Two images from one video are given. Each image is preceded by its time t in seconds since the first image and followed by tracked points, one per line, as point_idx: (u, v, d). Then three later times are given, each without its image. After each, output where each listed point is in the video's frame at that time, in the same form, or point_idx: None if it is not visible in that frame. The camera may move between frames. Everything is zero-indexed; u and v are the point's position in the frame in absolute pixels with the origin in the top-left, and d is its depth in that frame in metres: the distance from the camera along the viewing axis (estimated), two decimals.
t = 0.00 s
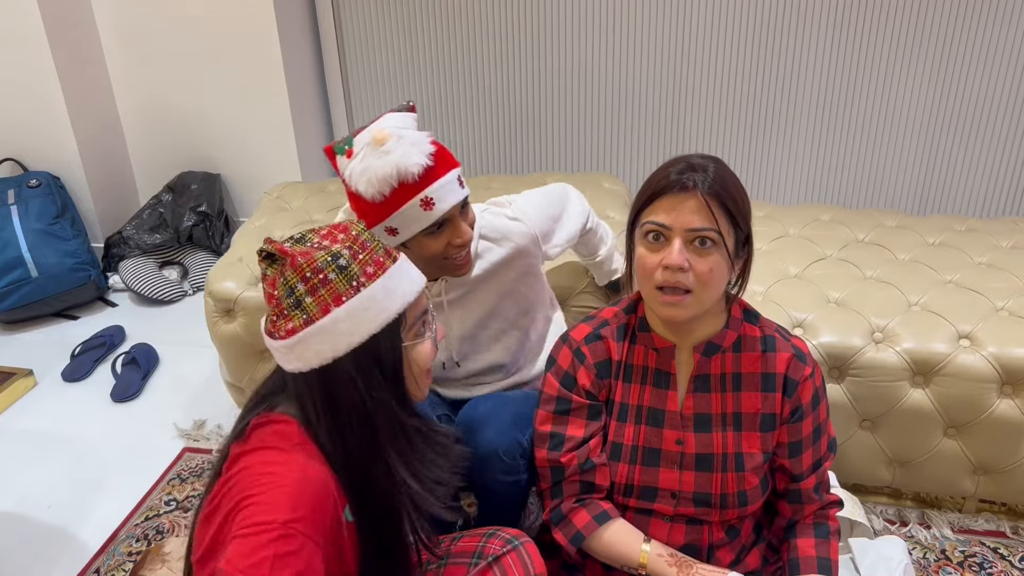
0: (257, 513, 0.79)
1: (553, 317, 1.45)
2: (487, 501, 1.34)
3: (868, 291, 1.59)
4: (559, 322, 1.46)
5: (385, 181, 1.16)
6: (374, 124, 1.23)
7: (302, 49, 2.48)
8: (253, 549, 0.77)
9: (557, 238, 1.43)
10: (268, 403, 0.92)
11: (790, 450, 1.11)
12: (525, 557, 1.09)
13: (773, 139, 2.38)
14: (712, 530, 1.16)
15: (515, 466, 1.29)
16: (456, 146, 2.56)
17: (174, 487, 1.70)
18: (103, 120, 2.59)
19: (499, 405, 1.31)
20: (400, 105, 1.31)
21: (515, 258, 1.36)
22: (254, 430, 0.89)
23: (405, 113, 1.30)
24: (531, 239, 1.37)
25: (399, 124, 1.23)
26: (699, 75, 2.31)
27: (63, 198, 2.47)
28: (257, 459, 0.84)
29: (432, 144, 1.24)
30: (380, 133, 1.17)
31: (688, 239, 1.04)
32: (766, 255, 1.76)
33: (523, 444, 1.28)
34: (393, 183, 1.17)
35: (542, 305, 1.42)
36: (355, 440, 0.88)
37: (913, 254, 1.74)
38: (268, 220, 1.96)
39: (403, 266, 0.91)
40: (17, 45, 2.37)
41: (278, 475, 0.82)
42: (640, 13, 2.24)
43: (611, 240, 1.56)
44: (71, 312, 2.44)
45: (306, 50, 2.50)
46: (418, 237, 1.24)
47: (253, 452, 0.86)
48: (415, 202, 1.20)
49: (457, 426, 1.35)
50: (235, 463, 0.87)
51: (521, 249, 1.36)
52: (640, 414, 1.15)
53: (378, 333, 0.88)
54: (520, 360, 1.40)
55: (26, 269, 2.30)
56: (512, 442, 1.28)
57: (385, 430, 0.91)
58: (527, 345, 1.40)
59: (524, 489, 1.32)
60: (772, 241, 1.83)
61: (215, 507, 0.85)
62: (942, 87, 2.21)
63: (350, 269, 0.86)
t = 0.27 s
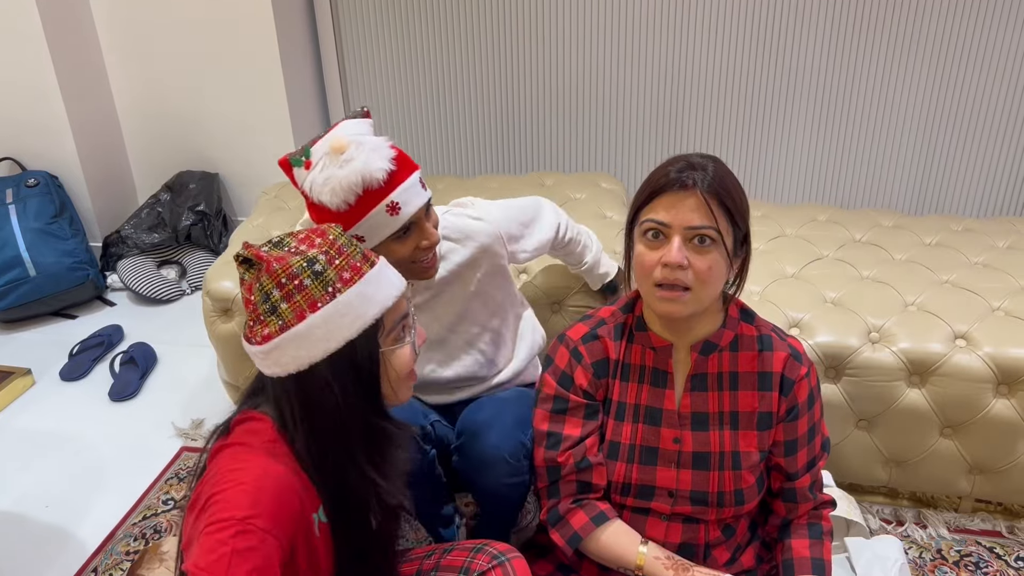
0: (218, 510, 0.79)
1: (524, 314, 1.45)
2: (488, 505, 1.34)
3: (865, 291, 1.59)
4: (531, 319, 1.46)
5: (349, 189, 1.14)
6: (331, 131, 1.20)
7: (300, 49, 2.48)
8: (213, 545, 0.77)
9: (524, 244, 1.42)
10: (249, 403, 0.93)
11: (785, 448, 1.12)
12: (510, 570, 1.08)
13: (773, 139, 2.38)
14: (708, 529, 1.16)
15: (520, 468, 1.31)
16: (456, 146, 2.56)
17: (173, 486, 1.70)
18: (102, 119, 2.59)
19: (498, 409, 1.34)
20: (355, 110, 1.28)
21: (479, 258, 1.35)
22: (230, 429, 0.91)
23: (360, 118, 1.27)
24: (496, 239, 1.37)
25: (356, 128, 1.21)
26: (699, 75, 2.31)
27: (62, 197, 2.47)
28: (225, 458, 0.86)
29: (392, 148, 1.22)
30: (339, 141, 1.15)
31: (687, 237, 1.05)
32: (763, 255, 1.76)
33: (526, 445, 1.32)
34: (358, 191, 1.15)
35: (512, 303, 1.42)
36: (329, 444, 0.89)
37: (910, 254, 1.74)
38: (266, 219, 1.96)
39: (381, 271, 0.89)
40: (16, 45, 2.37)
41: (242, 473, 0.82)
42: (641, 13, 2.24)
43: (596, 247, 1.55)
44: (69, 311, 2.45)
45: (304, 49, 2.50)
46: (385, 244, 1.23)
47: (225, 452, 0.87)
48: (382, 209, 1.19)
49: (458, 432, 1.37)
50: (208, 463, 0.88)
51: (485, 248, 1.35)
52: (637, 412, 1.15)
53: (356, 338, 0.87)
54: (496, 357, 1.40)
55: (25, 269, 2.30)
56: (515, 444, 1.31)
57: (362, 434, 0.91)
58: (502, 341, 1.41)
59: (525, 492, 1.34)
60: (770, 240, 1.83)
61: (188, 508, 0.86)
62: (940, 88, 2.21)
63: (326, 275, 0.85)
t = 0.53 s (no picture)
0: (223, 511, 0.79)
1: (508, 309, 1.47)
2: (497, 499, 1.33)
3: (864, 291, 1.59)
4: (515, 312, 1.48)
5: (336, 196, 1.15)
6: (314, 140, 1.22)
7: (300, 48, 2.48)
8: (216, 547, 0.76)
9: (506, 245, 1.43)
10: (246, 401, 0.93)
11: (785, 448, 1.12)
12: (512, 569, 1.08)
13: (773, 139, 2.38)
14: (708, 528, 1.16)
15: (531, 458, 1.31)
16: (456, 145, 2.56)
17: (173, 485, 1.71)
18: (101, 117, 2.59)
19: (506, 402, 1.35)
20: (337, 115, 1.29)
21: (462, 254, 1.36)
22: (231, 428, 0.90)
23: (343, 124, 1.28)
24: (477, 233, 1.38)
25: (340, 135, 1.22)
26: (700, 74, 2.31)
27: (61, 196, 2.47)
28: (227, 458, 0.85)
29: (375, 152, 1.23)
30: (323, 150, 1.16)
31: (679, 240, 1.05)
32: (763, 254, 1.76)
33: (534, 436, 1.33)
34: (346, 197, 1.16)
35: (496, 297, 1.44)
36: (322, 444, 0.89)
37: (909, 254, 1.74)
38: (266, 218, 1.96)
39: (378, 270, 0.89)
40: (16, 43, 2.37)
41: (246, 474, 0.82)
42: (642, 12, 2.24)
43: (590, 248, 1.55)
44: (69, 309, 2.45)
45: (304, 48, 2.50)
46: (375, 247, 1.24)
47: (226, 451, 0.86)
48: (370, 214, 1.20)
49: (465, 427, 1.36)
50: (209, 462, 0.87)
51: (467, 243, 1.36)
52: (638, 410, 1.15)
53: (349, 339, 0.87)
54: (484, 353, 1.41)
55: (24, 267, 2.30)
56: (525, 435, 1.31)
57: (355, 434, 0.91)
58: (488, 336, 1.42)
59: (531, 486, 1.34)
60: (769, 240, 1.83)
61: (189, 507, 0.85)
62: (940, 88, 2.21)
63: (321, 274, 0.85)
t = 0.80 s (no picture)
0: (228, 509, 0.77)
1: (500, 306, 1.48)
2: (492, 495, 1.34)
3: (862, 288, 1.60)
4: (508, 309, 1.49)
5: (322, 188, 1.14)
6: (299, 135, 1.22)
7: (299, 44, 2.48)
8: (220, 546, 0.75)
9: (501, 242, 1.44)
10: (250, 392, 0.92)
11: (786, 446, 1.13)
12: (509, 559, 1.09)
13: (771, 136, 2.39)
14: (707, 523, 1.17)
15: (524, 454, 1.32)
16: (454, 142, 2.56)
17: (172, 481, 1.71)
18: (99, 113, 2.59)
19: (499, 398, 1.35)
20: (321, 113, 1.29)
21: (455, 249, 1.36)
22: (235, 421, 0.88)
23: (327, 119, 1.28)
24: (470, 229, 1.38)
25: (325, 129, 1.23)
26: (698, 72, 2.31)
27: (60, 192, 2.47)
28: (233, 452, 0.83)
29: (362, 145, 1.23)
30: (307, 144, 1.17)
31: (652, 241, 1.05)
32: (762, 251, 1.76)
33: (527, 430, 1.34)
34: (332, 190, 1.15)
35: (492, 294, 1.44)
36: (331, 434, 0.89)
37: (907, 251, 1.74)
38: (265, 215, 1.96)
39: (391, 263, 0.89)
40: (15, 39, 2.36)
41: (253, 472, 0.80)
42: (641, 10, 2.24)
43: (586, 247, 1.54)
44: (67, 306, 2.45)
45: (302, 44, 2.49)
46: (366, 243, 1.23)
47: (230, 446, 0.84)
48: (358, 206, 1.19)
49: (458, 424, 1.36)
50: (212, 454, 0.85)
51: (461, 240, 1.36)
52: (638, 406, 1.15)
53: (361, 328, 0.87)
54: (478, 349, 1.41)
55: (23, 264, 2.30)
56: (518, 430, 1.32)
57: (366, 423, 0.91)
58: (482, 332, 1.42)
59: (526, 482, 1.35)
60: (767, 237, 1.83)
61: (191, 499, 0.84)
62: (939, 86, 2.21)
63: (337, 262, 0.85)
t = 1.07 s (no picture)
0: (194, 501, 0.78)
1: (499, 302, 1.47)
2: (485, 490, 1.33)
3: (859, 282, 1.60)
4: (507, 306, 1.47)
5: (330, 194, 1.16)
6: (304, 134, 1.22)
7: (296, 37, 2.47)
8: (189, 539, 0.77)
9: (502, 237, 1.43)
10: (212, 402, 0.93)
11: (783, 440, 1.13)
12: (494, 554, 1.10)
13: (771, 129, 2.38)
14: (703, 516, 1.17)
15: (517, 448, 1.32)
16: (453, 134, 2.55)
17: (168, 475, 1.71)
18: (96, 107, 2.58)
19: (491, 392, 1.36)
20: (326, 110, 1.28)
21: (458, 248, 1.36)
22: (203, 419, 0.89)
23: (332, 118, 1.27)
24: (475, 228, 1.38)
25: (331, 130, 1.22)
26: (698, 64, 2.30)
27: (56, 185, 2.46)
28: (200, 448, 0.84)
29: (369, 147, 1.23)
30: (313, 147, 1.16)
31: (638, 236, 1.05)
32: (759, 245, 1.76)
33: (519, 424, 1.35)
34: (340, 195, 1.17)
35: (491, 291, 1.44)
36: (294, 439, 0.90)
37: (904, 245, 1.74)
38: (261, 208, 1.95)
39: (349, 269, 0.90)
40: (10, 31, 2.36)
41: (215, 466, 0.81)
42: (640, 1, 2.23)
43: (583, 238, 1.55)
44: (64, 300, 2.44)
45: (299, 37, 2.48)
46: (369, 244, 1.24)
47: (198, 445, 0.85)
48: (364, 210, 1.20)
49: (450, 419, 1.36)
50: (182, 452, 0.87)
51: (462, 237, 1.36)
52: (636, 398, 1.15)
53: (320, 335, 0.88)
54: (473, 345, 1.42)
55: (19, 257, 2.29)
56: (510, 425, 1.32)
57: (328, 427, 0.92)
58: (479, 328, 1.43)
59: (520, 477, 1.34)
60: (764, 231, 1.83)
61: (163, 496, 0.85)
62: (939, 79, 2.21)
63: (293, 270, 0.85)
